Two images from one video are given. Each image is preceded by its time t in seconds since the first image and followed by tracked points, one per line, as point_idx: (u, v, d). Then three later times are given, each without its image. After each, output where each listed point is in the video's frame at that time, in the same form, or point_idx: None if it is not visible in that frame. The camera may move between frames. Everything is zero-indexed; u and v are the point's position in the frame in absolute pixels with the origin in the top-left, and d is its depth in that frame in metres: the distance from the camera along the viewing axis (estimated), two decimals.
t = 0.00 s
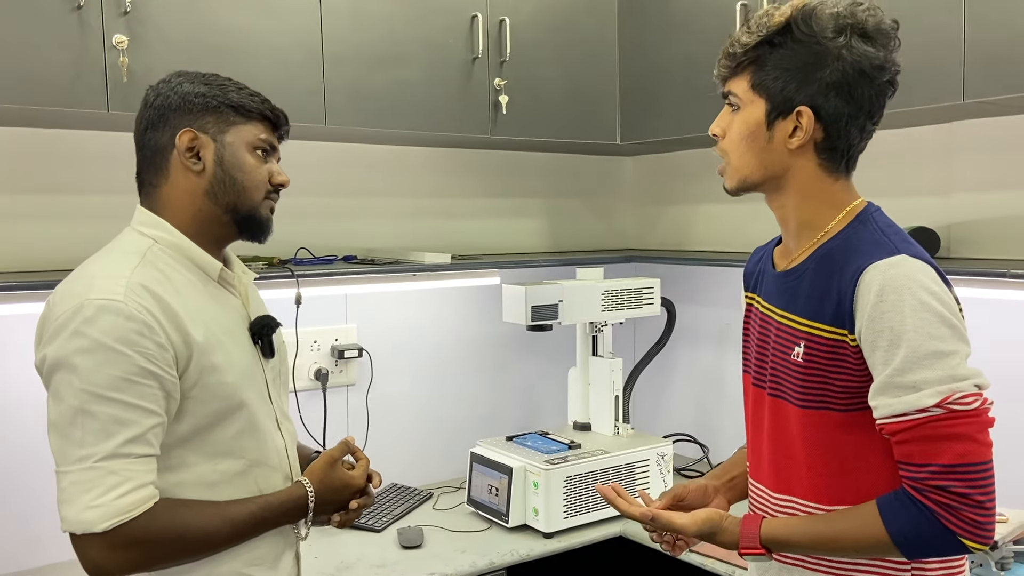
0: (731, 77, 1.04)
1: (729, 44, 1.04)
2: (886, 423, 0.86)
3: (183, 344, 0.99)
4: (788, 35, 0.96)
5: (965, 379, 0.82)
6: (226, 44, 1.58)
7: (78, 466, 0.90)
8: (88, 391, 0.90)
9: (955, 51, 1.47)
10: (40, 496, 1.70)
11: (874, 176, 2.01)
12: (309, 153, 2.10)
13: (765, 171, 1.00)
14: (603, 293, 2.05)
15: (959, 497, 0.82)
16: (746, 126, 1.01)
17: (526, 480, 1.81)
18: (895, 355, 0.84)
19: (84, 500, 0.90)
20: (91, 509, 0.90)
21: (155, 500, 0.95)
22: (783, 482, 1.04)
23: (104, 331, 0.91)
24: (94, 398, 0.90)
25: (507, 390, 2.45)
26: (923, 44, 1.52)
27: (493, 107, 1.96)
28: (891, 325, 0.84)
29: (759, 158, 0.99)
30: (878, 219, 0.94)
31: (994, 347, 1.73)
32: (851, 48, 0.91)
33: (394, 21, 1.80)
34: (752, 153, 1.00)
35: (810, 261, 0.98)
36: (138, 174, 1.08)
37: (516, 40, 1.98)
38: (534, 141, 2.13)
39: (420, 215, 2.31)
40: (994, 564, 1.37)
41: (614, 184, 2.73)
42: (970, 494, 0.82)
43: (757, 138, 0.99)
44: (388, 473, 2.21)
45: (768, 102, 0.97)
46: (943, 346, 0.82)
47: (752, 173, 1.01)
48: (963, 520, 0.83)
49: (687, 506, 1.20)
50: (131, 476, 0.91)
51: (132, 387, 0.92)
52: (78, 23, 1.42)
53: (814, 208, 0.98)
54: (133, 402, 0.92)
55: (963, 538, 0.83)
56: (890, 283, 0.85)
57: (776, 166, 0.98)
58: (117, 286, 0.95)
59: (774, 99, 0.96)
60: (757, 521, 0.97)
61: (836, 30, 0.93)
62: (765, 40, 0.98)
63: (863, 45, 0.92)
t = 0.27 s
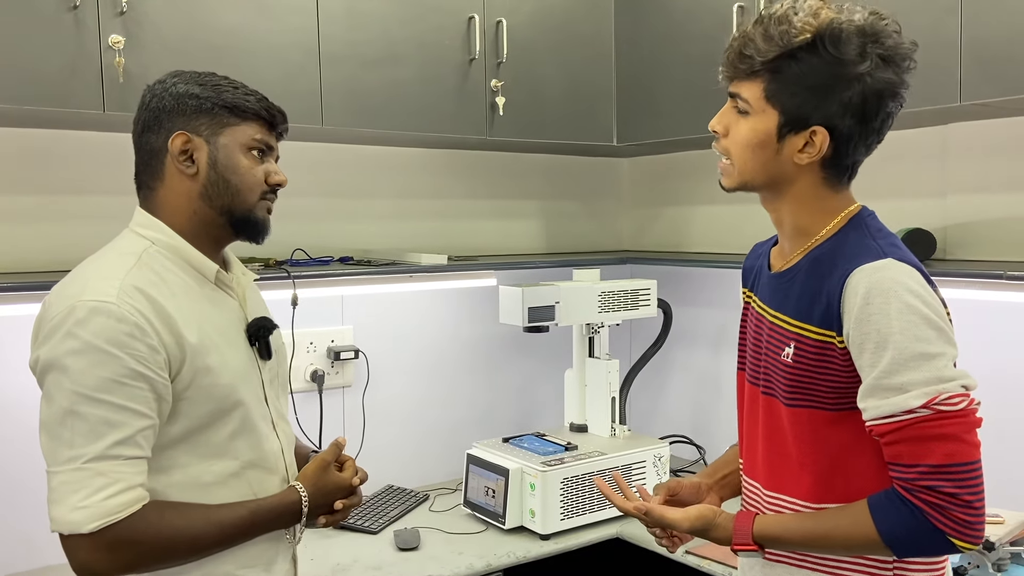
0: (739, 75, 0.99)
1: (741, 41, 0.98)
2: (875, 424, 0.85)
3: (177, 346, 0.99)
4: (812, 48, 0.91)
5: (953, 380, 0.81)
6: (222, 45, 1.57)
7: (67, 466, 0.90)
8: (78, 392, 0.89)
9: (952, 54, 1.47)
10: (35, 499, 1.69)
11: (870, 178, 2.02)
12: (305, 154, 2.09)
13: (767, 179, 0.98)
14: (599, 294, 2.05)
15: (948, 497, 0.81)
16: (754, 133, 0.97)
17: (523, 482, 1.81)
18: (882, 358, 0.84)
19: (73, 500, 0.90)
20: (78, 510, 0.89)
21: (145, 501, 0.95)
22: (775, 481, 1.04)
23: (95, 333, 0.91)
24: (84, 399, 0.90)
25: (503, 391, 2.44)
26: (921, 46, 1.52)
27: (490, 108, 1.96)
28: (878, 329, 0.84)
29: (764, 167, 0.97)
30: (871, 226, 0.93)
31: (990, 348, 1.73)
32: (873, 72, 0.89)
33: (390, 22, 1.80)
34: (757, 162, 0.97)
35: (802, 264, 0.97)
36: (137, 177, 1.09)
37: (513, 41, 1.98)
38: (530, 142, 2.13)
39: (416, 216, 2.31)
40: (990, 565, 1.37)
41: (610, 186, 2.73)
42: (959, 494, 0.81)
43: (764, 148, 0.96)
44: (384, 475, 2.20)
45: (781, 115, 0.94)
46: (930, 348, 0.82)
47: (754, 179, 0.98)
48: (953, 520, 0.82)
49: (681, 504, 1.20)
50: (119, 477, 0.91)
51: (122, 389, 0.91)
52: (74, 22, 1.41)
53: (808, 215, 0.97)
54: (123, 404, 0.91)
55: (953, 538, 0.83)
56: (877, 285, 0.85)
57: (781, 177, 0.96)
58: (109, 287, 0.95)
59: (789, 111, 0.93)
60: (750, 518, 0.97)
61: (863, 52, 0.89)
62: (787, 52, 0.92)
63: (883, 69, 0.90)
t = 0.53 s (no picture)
0: (737, 81, 0.98)
1: (739, 46, 0.96)
2: (852, 426, 0.85)
3: (172, 348, 0.98)
4: (818, 55, 0.90)
5: (929, 385, 0.81)
6: (219, 45, 1.57)
7: (61, 466, 0.90)
8: (72, 392, 0.89)
9: (949, 55, 1.48)
10: (31, 500, 1.69)
11: (867, 180, 2.02)
12: (302, 154, 2.09)
13: (767, 185, 0.96)
14: (597, 295, 2.05)
15: (919, 500, 0.81)
16: (756, 138, 0.95)
17: (521, 483, 1.81)
18: (861, 360, 0.83)
19: (66, 500, 0.90)
20: (70, 510, 0.89)
21: (139, 502, 0.94)
22: (769, 482, 1.03)
23: (90, 334, 0.91)
24: (78, 400, 0.90)
25: (500, 393, 2.44)
26: (918, 47, 1.52)
27: (488, 109, 1.96)
28: (858, 331, 0.83)
29: (765, 173, 0.96)
30: (863, 228, 0.93)
31: (987, 350, 1.74)
32: (873, 76, 0.90)
33: (387, 22, 1.80)
34: (758, 168, 0.96)
35: (790, 267, 0.96)
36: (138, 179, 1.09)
37: (511, 42, 1.99)
38: (528, 143, 2.13)
39: (413, 217, 2.31)
40: (987, 566, 1.37)
41: (607, 187, 2.73)
42: (930, 498, 0.81)
43: (766, 155, 0.95)
44: (381, 477, 2.20)
45: (784, 121, 0.93)
46: (907, 354, 0.82)
47: (753, 185, 0.97)
48: (924, 524, 0.82)
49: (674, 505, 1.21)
50: (113, 477, 0.91)
51: (116, 390, 0.91)
52: (71, 23, 1.41)
53: (803, 219, 0.97)
54: (117, 405, 0.91)
55: (924, 541, 0.83)
56: (857, 290, 0.85)
57: (783, 182, 0.96)
58: (104, 288, 0.95)
59: (795, 117, 0.92)
60: (733, 516, 0.96)
61: (864, 57, 0.90)
62: (789, 59, 0.92)
63: (880, 72, 0.91)
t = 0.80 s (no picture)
0: (722, 87, 0.98)
1: (723, 53, 0.97)
2: (827, 421, 0.86)
3: (181, 344, 0.99)
4: (799, 59, 0.91)
5: (901, 383, 0.81)
6: (218, 47, 1.57)
7: (72, 461, 0.90)
8: (83, 387, 0.89)
9: (946, 58, 1.48)
10: (30, 502, 1.69)
11: (864, 182, 2.03)
12: (301, 156, 2.09)
13: (754, 186, 0.97)
14: (595, 297, 2.05)
15: (887, 495, 0.82)
16: (741, 142, 0.96)
17: (519, 484, 1.81)
18: (836, 357, 0.84)
19: (76, 494, 0.89)
20: (80, 504, 0.89)
21: (146, 498, 0.94)
22: (758, 477, 1.04)
23: (102, 329, 0.91)
24: (89, 394, 0.89)
25: (499, 394, 2.44)
26: (914, 51, 1.53)
27: (487, 111, 1.96)
28: (833, 329, 0.84)
29: (752, 175, 0.96)
30: (846, 226, 0.93)
31: (983, 351, 1.74)
32: (856, 77, 0.91)
33: (385, 23, 1.80)
34: (745, 170, 0.96)
35: (775, 267, 0.97)
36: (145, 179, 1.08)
37: (509, 45, 1.99)
38: (526, 145, 2.13)
39: (412, 219, 2.31)
40: (984, 566, 1.37)
41: (605, 189, 2.73)
42: (899, 493, 0.82)
43: (753, 157, 0.95)
44: (380, 478, 2.20)
45: (770, 124, 0.94)
46: (880, 351, 0.82)
47: (741, 187, 0.97)
48: (892, 518, 0.83)
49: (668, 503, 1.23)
50: (123, 472, 0.91)
51: (127, 385, 0.91)
52: (70, 25, 1.41)
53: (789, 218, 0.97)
54: (128, 400, 0.91)
55: (891, 535, 0.83)
56: (834, 289, 0.85)
57: (767, 183, 0.96)
58: (115, 284, 0.95)
59: (778, 119, 0.93)
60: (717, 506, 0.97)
61: (844, 60, 0.91)
62: (771, 64, 0.92)
63: (862, 73, 0.92)
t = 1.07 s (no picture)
0: (716, 91, 0.99)
1: (716, 59, 0.98)
2: (818, 416, 0.86)
3: (194, 338, 0.98)
4: (789, 66, 0.92)
5: (893, 378, 0.83)
6: (218, 49, 1.58)
7: (89, 454, 0.88)
8: (102, 380, 0.88)
9: (942, 62, 1.49)
10: (29, 503, 1.69)
11: (861, 185, 2.04)
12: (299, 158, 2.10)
13: (745, 188, 0.97)
14: (593, 299, 2.06)
15: (879, 486, 0.83)
16: (732, 145, 0.97)
17: (517, 486, 1.81)
18: (831, 355, 0.85)
19: (94, 487, 0.88)
20: (100, 497, 0.88)
21: (162, 492, 0.93)
22: (740, 469, 1.03)
23: (119, 322, 0.90)
24: (108, 387, 0.88)
25: (496, 395, 2.45)
26: (911, 54, 1.54)
27: (485, 114, 1.97)
28: (828, 327, 0.85)
29: (743, 176, 0.97)
30: (832, 228, 0.94)
31: (980, 353, 1.75)
32: (843, 84, 0.92)
33: (384, 25, 1.80)
34: (737, 172, 0.97)
35: (765, 267, 0.97)
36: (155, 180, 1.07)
37: (507, 48, 2.00)
38: (525, 148, 2.14)
39: (410, 221, 2.32)
40: (980, 568, 1.38)
41: (603, 191, 2.74)
42: (890, 483, 0.83)
43: (745, 159, 0.96)
44: (378, 481, 2.20)
45: (762, 128, 0.94)
46: (873, 349, 0.84)
47: (733, 188, 0.98)
48: (884, 508, 0.84)
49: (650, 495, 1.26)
50: (141, 464, 0.90)
51: (144, 378, 0.90)
52: (70, 27, 1.42)
53: (777, 220, 0.98)
54: (145, 393, 0.90)
55: (883, 525, 0.85)
56: (830, 287, 0.86)
57: (756, 185, 0.97)
58: (129, 279, 0.94)
59: (769, 123, 0.94)
60: (709, 499, 0.98)
61: (833, 67, 0.92)
62: (763, 70, 0.93)
63: (850, 81, 0.93)
